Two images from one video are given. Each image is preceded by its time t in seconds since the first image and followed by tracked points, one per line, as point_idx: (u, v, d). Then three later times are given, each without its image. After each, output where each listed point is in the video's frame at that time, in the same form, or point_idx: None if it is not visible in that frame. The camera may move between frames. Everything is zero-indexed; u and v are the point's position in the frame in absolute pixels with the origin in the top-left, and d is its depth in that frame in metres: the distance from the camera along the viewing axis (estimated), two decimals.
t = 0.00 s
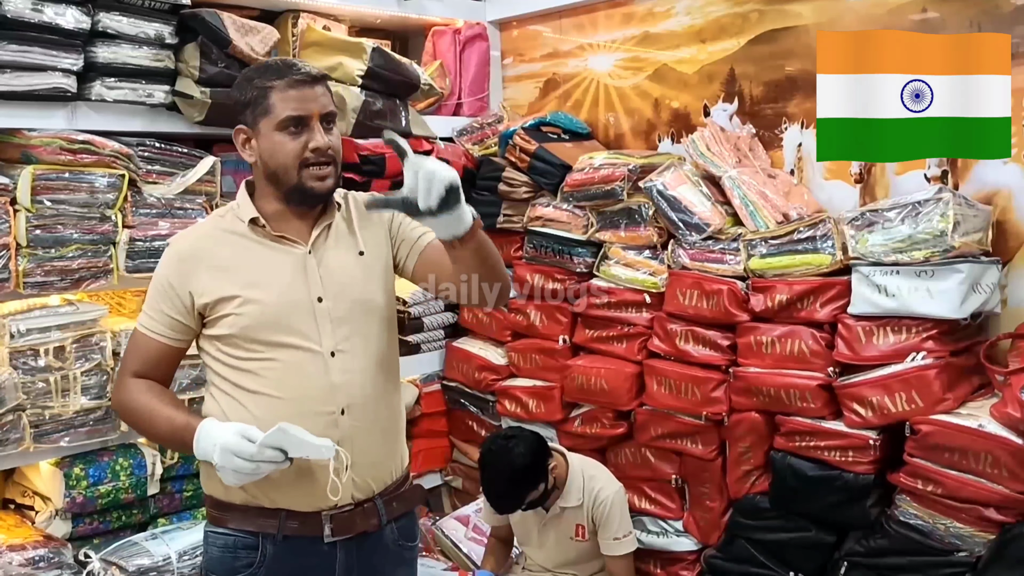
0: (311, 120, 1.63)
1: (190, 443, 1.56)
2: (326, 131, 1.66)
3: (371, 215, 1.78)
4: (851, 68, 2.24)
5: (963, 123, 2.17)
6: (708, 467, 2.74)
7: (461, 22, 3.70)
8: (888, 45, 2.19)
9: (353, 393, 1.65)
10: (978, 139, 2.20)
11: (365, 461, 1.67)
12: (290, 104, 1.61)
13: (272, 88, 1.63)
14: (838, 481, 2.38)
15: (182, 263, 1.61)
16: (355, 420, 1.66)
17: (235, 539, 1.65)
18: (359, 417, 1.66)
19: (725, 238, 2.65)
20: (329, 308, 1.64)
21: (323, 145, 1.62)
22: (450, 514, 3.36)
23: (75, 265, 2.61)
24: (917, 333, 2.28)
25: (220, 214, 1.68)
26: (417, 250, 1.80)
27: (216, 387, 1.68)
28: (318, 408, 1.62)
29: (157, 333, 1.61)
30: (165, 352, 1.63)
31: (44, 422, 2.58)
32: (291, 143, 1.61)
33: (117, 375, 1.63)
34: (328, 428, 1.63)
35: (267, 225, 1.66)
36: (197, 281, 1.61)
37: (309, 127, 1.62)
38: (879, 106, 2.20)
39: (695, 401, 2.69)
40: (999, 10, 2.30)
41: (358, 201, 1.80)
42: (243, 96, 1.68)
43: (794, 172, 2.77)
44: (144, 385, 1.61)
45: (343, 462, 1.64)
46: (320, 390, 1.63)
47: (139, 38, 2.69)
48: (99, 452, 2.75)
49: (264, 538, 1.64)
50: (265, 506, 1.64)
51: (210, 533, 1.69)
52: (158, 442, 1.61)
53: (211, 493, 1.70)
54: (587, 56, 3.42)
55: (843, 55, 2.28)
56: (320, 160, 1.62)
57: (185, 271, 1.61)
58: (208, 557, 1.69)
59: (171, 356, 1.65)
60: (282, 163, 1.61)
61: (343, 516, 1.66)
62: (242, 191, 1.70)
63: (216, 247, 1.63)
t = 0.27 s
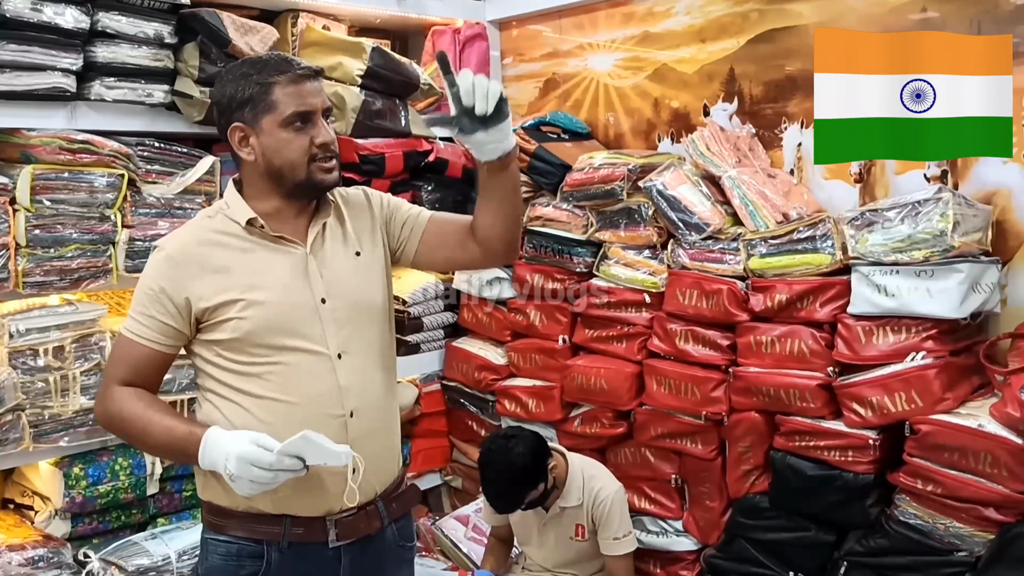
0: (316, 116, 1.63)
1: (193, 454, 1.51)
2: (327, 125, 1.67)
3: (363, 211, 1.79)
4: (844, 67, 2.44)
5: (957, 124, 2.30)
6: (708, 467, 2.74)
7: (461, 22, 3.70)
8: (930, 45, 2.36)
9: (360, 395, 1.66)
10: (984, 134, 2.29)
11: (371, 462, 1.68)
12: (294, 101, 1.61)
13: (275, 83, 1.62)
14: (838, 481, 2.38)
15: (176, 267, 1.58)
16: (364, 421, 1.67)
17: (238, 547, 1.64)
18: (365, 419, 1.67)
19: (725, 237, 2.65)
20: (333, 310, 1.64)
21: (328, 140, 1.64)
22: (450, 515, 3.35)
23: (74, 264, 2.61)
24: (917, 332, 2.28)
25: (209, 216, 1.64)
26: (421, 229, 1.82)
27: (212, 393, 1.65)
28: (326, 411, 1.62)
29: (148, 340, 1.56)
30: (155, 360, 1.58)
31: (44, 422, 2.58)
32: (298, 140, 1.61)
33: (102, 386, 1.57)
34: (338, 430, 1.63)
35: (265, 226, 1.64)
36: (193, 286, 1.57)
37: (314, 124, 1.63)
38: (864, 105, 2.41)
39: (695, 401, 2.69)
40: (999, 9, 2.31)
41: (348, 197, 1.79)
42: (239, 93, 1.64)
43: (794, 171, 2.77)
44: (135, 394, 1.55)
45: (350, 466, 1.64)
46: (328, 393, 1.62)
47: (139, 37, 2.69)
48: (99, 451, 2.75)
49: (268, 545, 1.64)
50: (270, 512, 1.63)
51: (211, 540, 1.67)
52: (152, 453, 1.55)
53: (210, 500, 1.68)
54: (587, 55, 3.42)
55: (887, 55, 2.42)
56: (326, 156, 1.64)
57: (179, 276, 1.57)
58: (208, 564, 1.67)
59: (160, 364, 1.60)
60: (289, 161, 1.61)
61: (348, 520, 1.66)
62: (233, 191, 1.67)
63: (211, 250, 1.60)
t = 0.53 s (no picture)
0: (305, 116, 1.63)
1: (211, 461, 1.46)
2: (315, 126, 1.66)
3: (353, 210, 1.79)
4: (851, 68, 2.36)
5: (965, 122, 2.24)
6: (708, 467, 2.74)
7: (461, 22, 3.69)
8: (887, 44, 2.32)
9: (367, 393, 1.67)
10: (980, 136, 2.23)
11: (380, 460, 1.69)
12: (286, 102, 1.60)
13: (265, 83, 1.61)
14: (837, 480, 2.39)
15: (175, 272, 1.53)
16: (373, 419, 1.68)
17: (250, 552, 1.62)
18: (373, 416, 1.68)
19: (724, 237, 2.65)
20: (335, 310, 1.64)
21: (318, 141, 1.63)
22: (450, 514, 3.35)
23: (74, 264, 2.61)
24: (917, 332, 2.28)
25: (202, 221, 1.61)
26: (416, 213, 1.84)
27: (212, 400, 1.62)
28: (336, 411, 1.62)
29: (148, 348, 1.51)
30: (154, 368, 1.53)
31: (44, 422, 2.58)
32: (290, 141, 1.60)
33: (99, 400, 1.51)
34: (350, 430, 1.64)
35: (264, 229, 1.62)
36: (194, 291, 1.54)
37: (304, 125, 1.63)
38: (880, 106, 2.30)
39: (694, 401, 2.69)
40: (998, 9, 2.31)
41: (338, 195, 1.79)
42: (228, 94, 1.63)
43: (794, 171, 2.77)
44: (136, 404, 1.50)
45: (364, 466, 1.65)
46: (337, 392, 1.62)
47: (138, 37, 2.69)
48: (98, 451, 2.75)
49: (282, 549, 1.62)
50: (281, 515, 1.61)
51: (219, 547, 1.64)
52: (164, 466, 1.48)
53: (216, 507, 1.65)
54: (586, 55, 3.41)
55: (843, 53, 2.38)
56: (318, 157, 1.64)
57: (179, 281, 1.53)
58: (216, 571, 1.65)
59: (159, 372, 1.55)
60: (280, 164, 1.60)
61: (358, 520, 1.67)
62: (225, 195, 1.65)
63: (211, 254, 1.57)
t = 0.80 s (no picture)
0: (278, 119, 1.60)
1: (217, 458, 1.45)
2: (296, 129, 1.62)
3: (354, 212, 1.79)
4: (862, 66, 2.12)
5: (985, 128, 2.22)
6: (708, 467, 2.74)
7: (461, 22, 3.69)
8: (946, 46, 2.13)
9: (370, 392, 1.68)
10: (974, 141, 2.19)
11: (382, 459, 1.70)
12: (259, 101, 1.59)
13: (240, 84, 1.61)
14: (836, 480, 2.39)
15: (177, 269, 1.52)
16: (375, 418, 1.68)
17: (254, 554, 1.61)
18: (376, 415, 1.69)
19: (724, 237, 2.65)
20: (337, 310, 1.65)
21: (284, 146, 1.58)
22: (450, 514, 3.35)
23: (74, 264, 2.61)
24: (916, 332, 2.28)
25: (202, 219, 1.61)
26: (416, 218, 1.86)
27: (213, 400, 1.61)
28: (339, 409, 1.63)
29: (150, 345, 1.50)
30: (155, 366, 1.52)
31: (44, 422, 2.58)
32: (255, 141, 1.59)
33: (98, 398, 1.49)
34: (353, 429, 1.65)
35: (266, 229, 1.62)
36: (197, 289, 1.53)
37: (275, 127, 1.60)
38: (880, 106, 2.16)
39: (694, 400, 2.69)
40: (998, 9, 2.31)
41: (338, 197, 1.79)
42: (220, 90, 1.66)
43: (793, 171, 2.77)
44: (137, 402, 1.48)
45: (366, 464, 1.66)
46: (340, 391, 1.63)
47: (137, 37, 2.69)
48: (98, 451, 2.75)
49: (286, 550, 1.61)
50: (285, 515, 1.61)
51: (222, 549, 1.63)
52: (167, 464, 1.47)
53: (216, 508, 1.64)
54: (586, 55, 3.41)
55: (903, 49, 2.13)
56: (283, 161, 1.59)
57: (182, 279, 1.52)
58: (217, 571, 1.64)
59: (159, 371, 1.53)
60: (244, 162, 1.60)
61: (361, 519, 1.67)
62: (226, 193, 1.64)
63: (213, 252, 1.56)
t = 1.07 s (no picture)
0: (278, 118, 1.60)
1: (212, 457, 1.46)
2: (297, 130, 1.61)
3: (357, 211, 1.79)
4: (850, 68, 2.39)
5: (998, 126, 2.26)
6: (708, 467, 2.74)
7: (461, 21, 3.69)
8: (925, 47, 2.32)
9: (369, 393, 1.67)
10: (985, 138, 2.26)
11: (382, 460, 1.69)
12: (259, 100, 1.60)
13: (243, 82, 1.61)
14: (837, 480, 2.39)
15: (177, 267, 1.52)
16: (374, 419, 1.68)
17: (250, 553, 1.61)
18: (375, 416, 1.68)
19: (724, 237, 2.65)
20: (336, 311, 1.64)
21: (283, 146, 1.58)
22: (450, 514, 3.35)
23: (74, 264, 2.61)
24: (917, 332, 2.28)
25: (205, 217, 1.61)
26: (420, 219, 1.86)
27: (212, 398, 1.61)
28: (337, 411, 1.62)
29: (149, 343, 1.50)
30: (154, 364, 1.52)
31: (44, 422, 2.57)
32: (254, 140, 1.59)
33: (98, 394, 1.49)
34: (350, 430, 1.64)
35: (266, 229, 1.62)
36: (197, 287, 1.53)
37: (275, 126, 1.60)
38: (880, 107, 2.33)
39: (694, 400, 2.69)
40: (998, 8, 2.30)
41: (342, 198, 1.79)
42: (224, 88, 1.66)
43: (794, 171, 2.77)
44: (135, 400, 1.48)
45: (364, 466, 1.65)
46: (338, 392, 1.62)
47: (137, 37, 2.69)
48: (98, 451, 2.75)
49: (282, 550, 1.61)
50: (281, 515, 1.61)
51: (219, 548, 1.63)
52: (161, 462, 1.48)
53: (214, 507, 1.64)
54: (586, 55, 3.41)
55: (885, 50, 2.35)
56: (282, 161, 1.58)
57: (181, 277, 1.52)
58: (214, 571, 1.64)
59: (158, 369, 1.53)
60: (244, 160, 1.60)
61: (358, 520, 1.67)
62: (228, 192, 1.65)
63: (212, 251, 1.56)
